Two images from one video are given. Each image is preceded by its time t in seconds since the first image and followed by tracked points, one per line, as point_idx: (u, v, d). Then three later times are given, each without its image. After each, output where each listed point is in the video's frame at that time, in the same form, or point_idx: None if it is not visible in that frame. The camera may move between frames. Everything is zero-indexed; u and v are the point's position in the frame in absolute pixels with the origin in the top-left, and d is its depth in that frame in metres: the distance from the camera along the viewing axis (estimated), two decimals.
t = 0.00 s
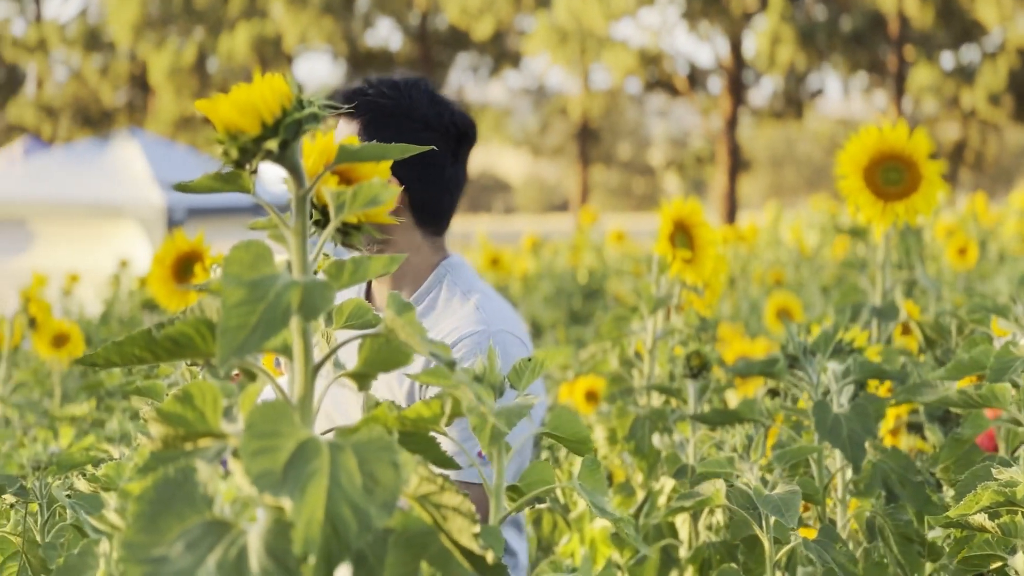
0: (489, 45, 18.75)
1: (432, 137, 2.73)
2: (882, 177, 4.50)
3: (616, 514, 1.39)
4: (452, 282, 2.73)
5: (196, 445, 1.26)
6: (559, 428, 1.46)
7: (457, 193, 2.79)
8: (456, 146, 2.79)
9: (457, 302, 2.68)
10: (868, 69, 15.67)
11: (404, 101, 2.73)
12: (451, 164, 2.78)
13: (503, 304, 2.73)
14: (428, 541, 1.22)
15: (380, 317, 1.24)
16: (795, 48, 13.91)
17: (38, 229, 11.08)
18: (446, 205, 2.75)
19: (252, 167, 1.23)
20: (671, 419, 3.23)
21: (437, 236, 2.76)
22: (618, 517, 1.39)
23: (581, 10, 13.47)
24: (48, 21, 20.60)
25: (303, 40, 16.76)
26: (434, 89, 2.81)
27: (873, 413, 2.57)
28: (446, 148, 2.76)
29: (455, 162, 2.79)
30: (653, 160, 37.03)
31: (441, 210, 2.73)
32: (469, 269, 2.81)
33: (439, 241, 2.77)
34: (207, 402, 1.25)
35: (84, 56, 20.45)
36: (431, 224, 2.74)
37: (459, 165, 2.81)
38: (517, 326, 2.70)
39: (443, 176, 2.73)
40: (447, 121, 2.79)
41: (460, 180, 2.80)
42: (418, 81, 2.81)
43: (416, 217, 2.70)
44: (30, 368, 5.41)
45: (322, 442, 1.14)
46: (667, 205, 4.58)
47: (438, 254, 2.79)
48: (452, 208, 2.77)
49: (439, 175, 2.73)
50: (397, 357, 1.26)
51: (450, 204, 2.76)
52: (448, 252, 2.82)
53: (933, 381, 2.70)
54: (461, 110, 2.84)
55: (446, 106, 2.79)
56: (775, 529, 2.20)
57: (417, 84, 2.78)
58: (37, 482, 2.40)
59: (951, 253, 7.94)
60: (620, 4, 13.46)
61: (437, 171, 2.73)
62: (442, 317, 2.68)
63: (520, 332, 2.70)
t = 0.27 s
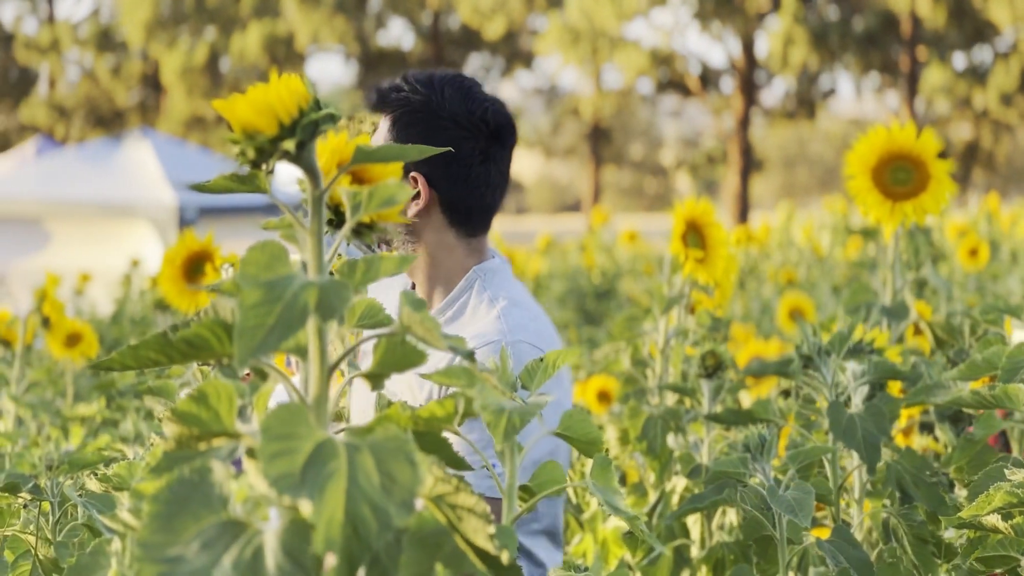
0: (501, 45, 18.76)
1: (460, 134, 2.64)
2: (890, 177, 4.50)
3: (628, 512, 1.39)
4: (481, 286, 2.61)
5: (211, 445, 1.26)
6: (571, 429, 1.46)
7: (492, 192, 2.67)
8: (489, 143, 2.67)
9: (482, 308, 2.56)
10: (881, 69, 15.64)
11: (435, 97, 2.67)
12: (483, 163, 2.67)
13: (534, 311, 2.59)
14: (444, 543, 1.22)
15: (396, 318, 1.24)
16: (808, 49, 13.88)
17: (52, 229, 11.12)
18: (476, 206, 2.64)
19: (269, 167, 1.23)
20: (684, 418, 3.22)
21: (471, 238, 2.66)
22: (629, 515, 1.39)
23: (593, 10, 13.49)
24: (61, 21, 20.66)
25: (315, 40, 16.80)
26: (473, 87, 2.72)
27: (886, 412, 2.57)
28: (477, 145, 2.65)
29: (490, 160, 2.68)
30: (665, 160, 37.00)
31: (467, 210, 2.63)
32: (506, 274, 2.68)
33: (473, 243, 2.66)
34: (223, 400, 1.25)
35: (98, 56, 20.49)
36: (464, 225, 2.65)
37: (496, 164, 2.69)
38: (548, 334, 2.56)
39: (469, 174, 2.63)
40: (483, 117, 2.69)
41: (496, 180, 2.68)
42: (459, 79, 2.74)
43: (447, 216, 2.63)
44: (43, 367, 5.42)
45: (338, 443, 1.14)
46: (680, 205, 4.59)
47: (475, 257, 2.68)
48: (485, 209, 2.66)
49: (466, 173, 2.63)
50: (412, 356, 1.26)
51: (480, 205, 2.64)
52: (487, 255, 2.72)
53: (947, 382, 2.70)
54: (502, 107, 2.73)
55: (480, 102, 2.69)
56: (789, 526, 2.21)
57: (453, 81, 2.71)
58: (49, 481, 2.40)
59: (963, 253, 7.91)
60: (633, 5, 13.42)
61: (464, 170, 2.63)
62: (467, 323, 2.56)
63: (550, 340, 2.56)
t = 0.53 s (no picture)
0: (506, 45, 18.76)
1: (480, 133, 2.64)
2: (894, 177, 4.50)
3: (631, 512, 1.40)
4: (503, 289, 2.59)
5: (223, 444, 1.28)
6: (574, 428, 1.48)
7: (516, 189, 2.67)
8: (512, 140, 2.66)
9: (500, 312, 2.54)
10: (886, 70, 15.63)
11: (456, 95, 2.67)
12: (507, 160, 2.66)
13: (556, 315, 2.55)
14: (452, 541, 1.24)
15: (408, 319, 1.26)
16: (814, 49, 13.87)
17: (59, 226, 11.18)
18: (500, 207, 2.65)
19: (284, 167, 1.25)
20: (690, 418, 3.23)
21: (498, 237, 2.68)
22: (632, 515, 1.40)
23: (599, 11, 13.50)
24: (67, 21, 20.69)
25: (320, 40, 16.81)
26: (497, 81, 2.71)
27: (891, 412, 2.58)
28: (499, 143, 2.65)
29: (513, 156, 2.67)
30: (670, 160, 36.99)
31: (490, 210, 2.64)
32: (535, 276, 2.65)
33: (500, 243, 2.68)
34: (236, 399, 1.27)
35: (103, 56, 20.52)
36: (490, 224, 2.66)
37: (521, 160, 2.69)
38: (568, 339, 2.53)
39: (490, 173, 2.63)
40: (506, 113, 2.68)
41: (519, 176, 2.68)
42: (485, 73, 2.73)
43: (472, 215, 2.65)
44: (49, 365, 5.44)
45: (350, 443, 1.16)
46: (688, 205, 4.60)
47: (502, 257, 2.69)
48: (510, 208, 2.67)
49: (487, 171, 2.64)
50: (424, 357, 1.28)
51: (503, 205, 2.65)
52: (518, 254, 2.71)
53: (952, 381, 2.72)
54: (527, 100, 2.71)
55: (502, 98, 2.68)
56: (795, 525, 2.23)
57: (476, 77, 2.70)
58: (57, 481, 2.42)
59: (967, 253, 7.92)
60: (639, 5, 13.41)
61: (485, 168, 2.63)
62: (486, 328, 2.55)
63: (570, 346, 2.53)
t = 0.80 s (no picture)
0: (506, 47, 18.75)
1: (485, 134, 2.57)
2: (899, 180, 4.49)
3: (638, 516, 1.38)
4: (512, 289, 2.53)
5: (220, 446, 1.26)
6: (586, 432, 1.47)
7: (523, 190, 2.61)
8: (517, 140, 2.59)
9: (506, 312, 2.49)
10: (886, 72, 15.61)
11: (462, 96, 2.60)
12: (514, 160, 2.60)
13: (563, 319, 2.50)
14: (454, 546, 1.22)
15: (406, 319, 1.25)
16: (814, 51, 13.85)
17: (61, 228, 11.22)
18: (506, 209, 2.60)
19: (279, 169, 1.24)
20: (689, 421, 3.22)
21: (507, 239, 2.63)
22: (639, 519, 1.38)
23: (599, 13, 13.48)
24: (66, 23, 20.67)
25: (320, 42, 16.80)
26: (504, 80, 2.64)
27: (891, 415, 2.57)
28: (504, 143, 2.57)
29: (519, 156, 2.60)
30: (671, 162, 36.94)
31: (497, 212, 2.59)
32: (545, 279, 2.59)
33: (509, 245, 2.63)
34: (232, 402, 1.25)
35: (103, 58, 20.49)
36: (499, 226, 2.62)
37: (527, 159, 2.62)
38: (574, 345, 2.47)
39: (496, 176, 2.57)
40: (511, 113, 2.60)
41: (526, 177, 2.61)
42: (492, 71, 2.66)
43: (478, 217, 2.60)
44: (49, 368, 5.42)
45: (345, 445, 1.14)
46: (689, 208, 4.58)
47: (512, 259, 2.64)
48: (517, 209, 2.61)
49: (492, 172, 2.57)
50: (422, 359, 1.26)
51: (509, 206, 2.59)
52: (529, 256, 2.67)
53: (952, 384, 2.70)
54: (533, 99, 2.63)
55: (508, 97, 2.60)
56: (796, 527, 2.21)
57: (482, 77, 2.63)
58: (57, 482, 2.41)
59: (967, 256, 7.91)
60: (639, 7, 13.38)
61: (490, 170, 2.57)
62: (491, 330, 2.49)
63: (576, 352, 2.47)
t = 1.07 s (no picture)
0: (504, 51, 18.75)
1: (481, 137, 2.55)
2: (897, 183, 4.49)
3: (637, 520, 1.38)
4: (512, 290, 2.53)
5: (216, 450, 1.26)
6: (585, 436, 1.46)
7: (520, 192, 2.59)
8: (513, 142, 2.57)
9: (506, 314, 2.49)
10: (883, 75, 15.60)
11: (457, 99, 2.59)
12: (509, 162, 2.57)
13: (564, 321, 2.49)
14: (451, 549, 1.22)
15: (401, 324, 1.25)
16: (811, 54, 13.85)
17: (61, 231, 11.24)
18: (503, 212, 2.59)
19: (273, 172, 1.24)
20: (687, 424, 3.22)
21: (506, 241, 2.62)
22: (638, 523, 1.38)
23: (597, 17, 13.49)
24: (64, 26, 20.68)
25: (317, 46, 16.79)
26: (500, 83, 2.62)
27: (889, 418, 2.57)
28: (499, 146, 2.56)
29: (514, 158, 2.58)
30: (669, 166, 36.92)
31: (495, 214, 2.58)
32: (546, 281, 2.58)
33: (508, 247, 2.62)
34: (227, 407, 1.25)
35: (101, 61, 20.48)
36: (498, 228, 2.60)
37: (523, 161, 2.59)
38: (574, 346, 2.47)
39: (492, 178, 2.56)
40: (506, 115, 2.58)
41: (523, 179, 2.59)
42: (489, 74, 2.64)
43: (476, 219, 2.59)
44: (47, 372, 5.43)
45: (343, 448, 1.14)
46: (685, 211, 4.57)
47: (512, 262, 2.63)
48: (514, 212, 2.60)
49: (488, 175, 2.56)
50: (418, 363, 1.26)
51: (506, 209, 2.58)
52: (530, 258, 2.66)
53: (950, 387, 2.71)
54: (529, 101, 2.61)
55: (503, 100, 2.58)
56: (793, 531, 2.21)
57: (479, 79, 2.61)
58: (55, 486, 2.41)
59: (964, 259, 7.90)
60: (636, 10, 13.39)
61: (485, 172, 2.55)
62: (492, 331, 2.49)
63: (577, 354, 2.46)
